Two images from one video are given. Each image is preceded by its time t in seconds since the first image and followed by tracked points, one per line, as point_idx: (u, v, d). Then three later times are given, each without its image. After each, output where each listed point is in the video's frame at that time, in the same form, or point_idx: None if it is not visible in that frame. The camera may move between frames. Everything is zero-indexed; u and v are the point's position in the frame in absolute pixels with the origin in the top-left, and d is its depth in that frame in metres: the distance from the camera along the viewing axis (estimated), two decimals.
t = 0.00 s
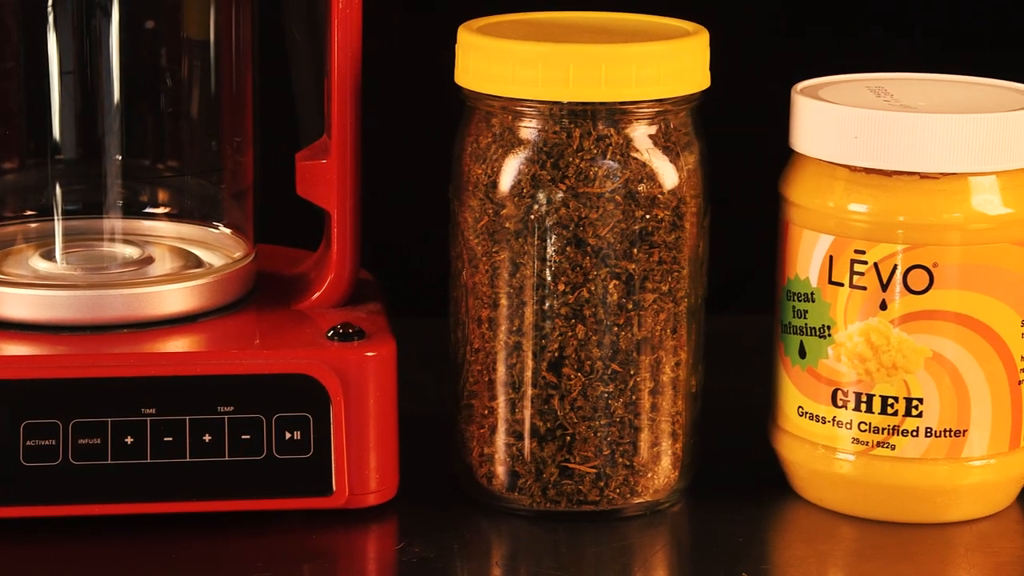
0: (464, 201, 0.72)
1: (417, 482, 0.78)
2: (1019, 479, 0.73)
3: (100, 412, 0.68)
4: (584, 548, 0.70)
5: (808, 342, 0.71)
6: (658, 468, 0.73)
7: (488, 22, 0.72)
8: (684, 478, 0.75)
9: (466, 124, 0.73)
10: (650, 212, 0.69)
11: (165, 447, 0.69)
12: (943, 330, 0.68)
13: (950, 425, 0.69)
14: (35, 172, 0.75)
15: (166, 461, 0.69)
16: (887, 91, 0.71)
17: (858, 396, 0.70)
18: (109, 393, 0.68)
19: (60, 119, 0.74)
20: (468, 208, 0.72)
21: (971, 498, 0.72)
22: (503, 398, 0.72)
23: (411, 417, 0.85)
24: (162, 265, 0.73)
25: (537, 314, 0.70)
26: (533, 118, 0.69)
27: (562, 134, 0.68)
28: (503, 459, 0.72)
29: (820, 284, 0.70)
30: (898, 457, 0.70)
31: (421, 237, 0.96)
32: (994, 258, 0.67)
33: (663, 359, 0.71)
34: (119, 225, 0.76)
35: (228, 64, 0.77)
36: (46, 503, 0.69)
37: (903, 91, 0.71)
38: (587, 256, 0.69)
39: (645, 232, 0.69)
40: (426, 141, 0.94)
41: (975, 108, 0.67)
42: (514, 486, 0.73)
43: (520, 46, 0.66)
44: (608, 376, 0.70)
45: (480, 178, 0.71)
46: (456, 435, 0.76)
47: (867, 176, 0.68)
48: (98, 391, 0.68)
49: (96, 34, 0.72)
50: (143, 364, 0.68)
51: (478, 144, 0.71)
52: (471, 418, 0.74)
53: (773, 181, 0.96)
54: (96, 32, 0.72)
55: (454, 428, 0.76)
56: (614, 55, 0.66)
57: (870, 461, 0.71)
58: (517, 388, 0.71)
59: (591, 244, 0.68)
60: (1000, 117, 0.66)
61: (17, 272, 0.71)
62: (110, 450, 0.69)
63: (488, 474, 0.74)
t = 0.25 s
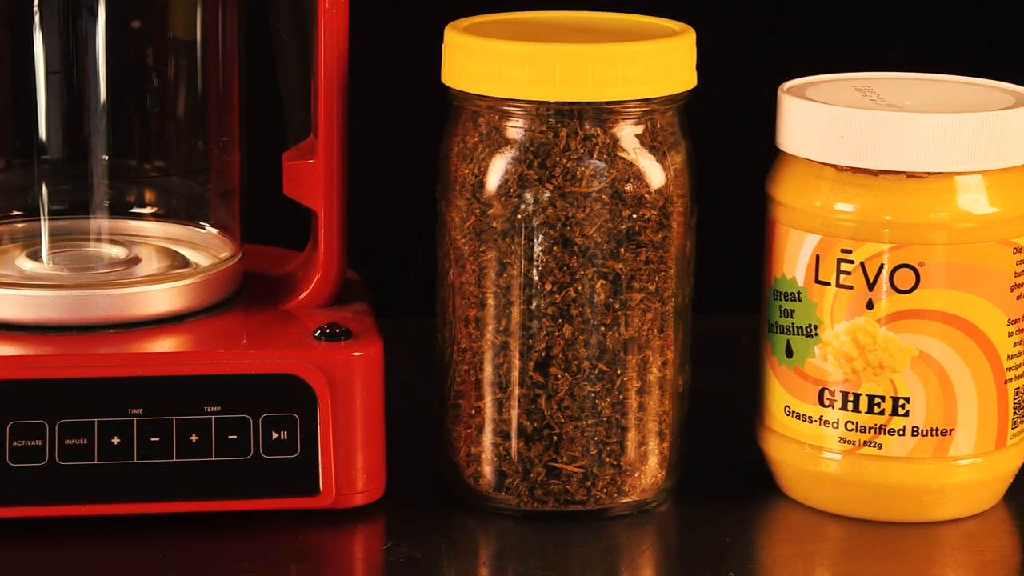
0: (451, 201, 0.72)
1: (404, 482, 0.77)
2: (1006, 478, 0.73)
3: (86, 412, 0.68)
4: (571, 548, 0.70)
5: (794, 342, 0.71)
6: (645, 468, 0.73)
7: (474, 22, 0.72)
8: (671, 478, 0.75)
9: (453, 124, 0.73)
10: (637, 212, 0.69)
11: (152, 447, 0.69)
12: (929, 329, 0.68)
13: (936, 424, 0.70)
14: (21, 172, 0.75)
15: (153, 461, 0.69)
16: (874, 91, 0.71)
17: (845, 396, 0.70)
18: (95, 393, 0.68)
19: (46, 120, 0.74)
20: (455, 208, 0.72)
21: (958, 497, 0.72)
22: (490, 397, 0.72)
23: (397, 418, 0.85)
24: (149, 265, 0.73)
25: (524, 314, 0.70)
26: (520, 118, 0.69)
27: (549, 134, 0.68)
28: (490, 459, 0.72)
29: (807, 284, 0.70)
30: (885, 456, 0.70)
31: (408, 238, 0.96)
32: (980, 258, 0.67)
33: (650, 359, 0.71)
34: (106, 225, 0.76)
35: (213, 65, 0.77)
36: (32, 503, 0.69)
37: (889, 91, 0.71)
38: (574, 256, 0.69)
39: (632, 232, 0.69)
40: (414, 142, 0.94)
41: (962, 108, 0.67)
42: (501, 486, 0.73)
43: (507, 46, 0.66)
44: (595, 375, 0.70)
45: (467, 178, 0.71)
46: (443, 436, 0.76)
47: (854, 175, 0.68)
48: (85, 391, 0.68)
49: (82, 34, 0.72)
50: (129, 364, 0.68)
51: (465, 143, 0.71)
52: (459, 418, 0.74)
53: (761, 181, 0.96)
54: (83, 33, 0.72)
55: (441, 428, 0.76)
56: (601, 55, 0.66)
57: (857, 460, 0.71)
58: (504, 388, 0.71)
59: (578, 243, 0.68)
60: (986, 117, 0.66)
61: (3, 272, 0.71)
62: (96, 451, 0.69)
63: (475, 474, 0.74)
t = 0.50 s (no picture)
0: (433, 201, 0.72)
1: (386, 483, 0.78)
2: (987, 477, 0.73)
3: (67, 413, 0.68)
4: (553, 548, 0.71)
5: (776, 342, 0.72)
6: (627, 468, 0.73)
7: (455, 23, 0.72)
8: (653, 478, 0.75)
9: (434, 125, 0.73)
10: (618, 212, 0.69)
11: (133, 449, 0.69)
12: (910, 330, 0.68)
13: (917, 424, 0.70)
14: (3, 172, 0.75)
15: (134, 463, 0.69)
16: (855, 91, 0.71)
17: (826, 396, 0.70)
18: (76, 395, 0.68)
19: (28, 122, 0.74)
20: (437, 209, 0.72)
21: (939, 497, 0.72)
22: (471, 398, 0.72)
23: (380, 418, 0.85)
24: (130, 266, 0.73)
25: (506, 314, 0.70)
26: (501, 118, 0.68)
27: (530, 134, 0.68)
28: (472, 459, 0.72)
29: (788, 284, 0.70)
30: (866, 456, 0.70)
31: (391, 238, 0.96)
32: (961, 258, 0.67)
33: (632, 359, 0.71)
34: (87, 227, 0.76)
35: (195, 65, 0.77)
36: (13, 505, 0.69)
37: (870, 91, 0.71)
38: (555, 256, 0.69)
39: (614, 232, 0.69)
40: (398, 142, 0.94)
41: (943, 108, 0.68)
42: (483, 486, 0.73)
43: (488, 46, 0.66)
44: (577, 376, 0.70)
45: (448, 178, 0.71)
46: (425, 436, 0.76)
47: (835, 175, 0.68)
48: (65, 393, 0.68)
49: (63, 35, 0.72)
50: (110, 366, 0.68)
51: (446, 144, 0.71)
52: (441, 418, 0.74)
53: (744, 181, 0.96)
54: (63, 34, 0.72)
55: (423, 429, 0.76)
56: (582, 55, 0.66)
57: (838, 460, 0.71)
58: (486, 389, 0.71)
59: (560, 244, 0.68)
60: (967, 117, 0.66)
61: None
62: (77, 452, 0.69)
63: (457, 474, 0.74)
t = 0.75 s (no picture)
0: (413, 201, 0.72)
1: (367, 483, 0.78)
2: (967, 476, 0.73)
3: (47, 414, 0.68)
4: (535, 548, 0.71)
5: (756, 341, 0.72)
6: (607, 468, 0.73)
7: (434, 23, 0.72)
8: (634, 478, 0.76)
9: (414, 125, 0.73)
10: (598, 212, 0.69)
11: (113, 450, 0.69)
12: (890, 330, 0.68)
13: (898, 423, 0.70)
14: None
15: (114, 463, 0.69)
16: (835, 91, 0.71)
17: (807, 395, 0.70)
18: (56, 396, 0.68)
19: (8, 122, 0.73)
20: (417, 208, 0.72)
21: (919, 496, 0.72)
22: (452, 398, 0.72)
23: (360, 418, 0.85)
24: (111, 266, 0.73)
25: (487, 314, 0.70)
26: (481, 118, 0.68)
27: (511, 134, 0.68)
28: (453, 459, 0.72)
29: (768, 283, 0.70)
30: (847, 455, 0.70)
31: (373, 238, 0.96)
32: (941, 259, 0.68)
33: (613, 359, 0.72)
34: (67, 227, 0.76)
35: (173, 65, 0.77)
36: None
37: (850, 91, 0.71)
38: (536, 256, 0.69)
39: (594, 232, 0.69)
40: (379, 142, 0.94)
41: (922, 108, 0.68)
42: (464, 486, 0.73)
43: (469, 46, 0.66)
44: (558, 375, 0.70)
45: (429, 178, 0.70)
46: (406, 436, 0.76)
47: (815, 175, 0.68)
48: (45, 393, 0.68)
49: (42, 35, 0.72)
50: (91, 366, 0.68)
51: (426, 144, 0.71)
52: (422, 418, 0.74)
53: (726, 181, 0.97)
54: (42, 35, 0.72)
55: (404, 429, 0.76)
56: (563, 55, 0.66)
57: (819, 459, 0.71)
58: (466, 389, 0.71)
59: (540, 244, 0.68)
60: (946, 117, 0.66)
61: None
62: (57, 453, 0.69)
63: (438, 475, 0.74)
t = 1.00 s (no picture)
0: (395, 202, 0.72)
1: (349, 483, 0.78)
2: (948, 476, 0.73)
3: (28, 415, 0.68)
4: (516, 548, 0.71)
5: (737, 341, 0.72)
6: (589, 468, 0.73)
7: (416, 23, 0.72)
8: (616, 478, 0.76)
9: (396, 125, 0.73)
10: (580, 212, 0.69)
11: (95, 451, 0.69)
12: (871, 329, 0.69)
13: (879, 422, 0.70)
14: None
15: (96, 465, 0.69)
16: (816, 91, 0.71)
17: (788, 395, 0.70)
18: (37, 397, 0.68)
19: None
20: (399, 209, 0.72)
21: (900, 495, 0.72)
22: (434, 398, 0.71)
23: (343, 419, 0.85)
24: (91, 267, 0.73)
25: (469, 314, 0.70)
26: (462, 118, 0.68)
27: (492, 134, 0.68)
28: (435, 459, 0.72)
29: (750, 283, 0.70)
30: (828, 455, 0.71)
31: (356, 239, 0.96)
32: (922, 258, 0.68)
33: (594, 359, 0.72)
34: (47, 228, 0.76)
35: (155, 65, 0.78)
36: None
37: (831, 91, 0.71)
38: (517, 256, 0.69)
39: (575, 232, 0.69)
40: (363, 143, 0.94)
41: (903, 107, 0.68)
42: (446, 486, 0.73)
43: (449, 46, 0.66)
44: (539, 375, 0.70)
45: (410, 178, 0.70)
46: (388, 437, 0.76)
47: (796, 175, 0.68)
48: (26, 395, 0.68)
49: (21, 36, 0.74)
50: (71, 368, 0.68)
51: (408, 144, 0.71)
52: (404, 418, 0.74)
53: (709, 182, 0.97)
54: (22, 35, 0.74)
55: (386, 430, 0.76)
56: (544, 55, 0.66)
57: (800, 458, 0.71)
58: (448, 389, 0.71)
59: (521, 244, 0.68)
60: (928, 117, 0.66)
61: None
62: (38, 455, 0.68)
63: (420, 475, 0.74)
